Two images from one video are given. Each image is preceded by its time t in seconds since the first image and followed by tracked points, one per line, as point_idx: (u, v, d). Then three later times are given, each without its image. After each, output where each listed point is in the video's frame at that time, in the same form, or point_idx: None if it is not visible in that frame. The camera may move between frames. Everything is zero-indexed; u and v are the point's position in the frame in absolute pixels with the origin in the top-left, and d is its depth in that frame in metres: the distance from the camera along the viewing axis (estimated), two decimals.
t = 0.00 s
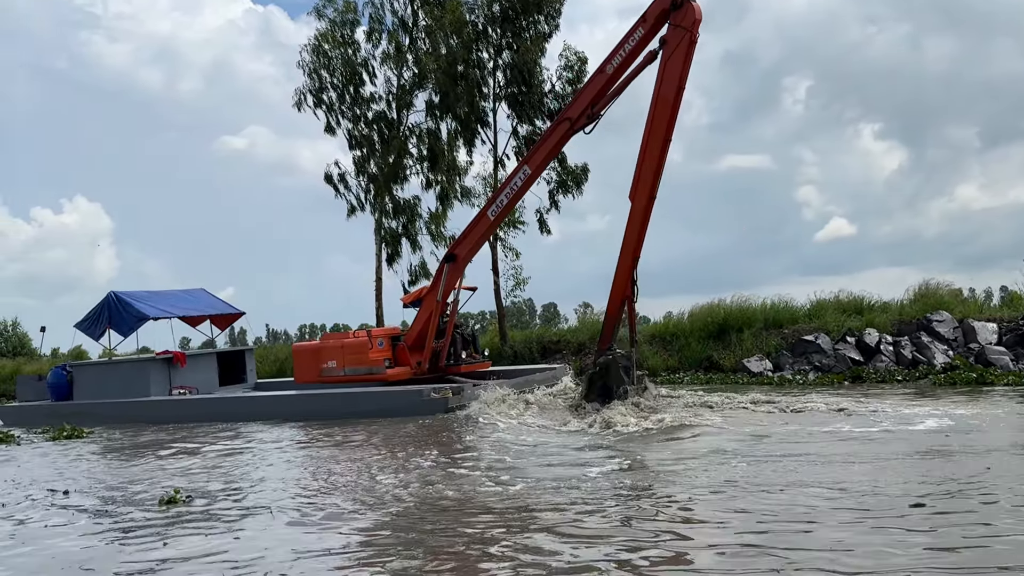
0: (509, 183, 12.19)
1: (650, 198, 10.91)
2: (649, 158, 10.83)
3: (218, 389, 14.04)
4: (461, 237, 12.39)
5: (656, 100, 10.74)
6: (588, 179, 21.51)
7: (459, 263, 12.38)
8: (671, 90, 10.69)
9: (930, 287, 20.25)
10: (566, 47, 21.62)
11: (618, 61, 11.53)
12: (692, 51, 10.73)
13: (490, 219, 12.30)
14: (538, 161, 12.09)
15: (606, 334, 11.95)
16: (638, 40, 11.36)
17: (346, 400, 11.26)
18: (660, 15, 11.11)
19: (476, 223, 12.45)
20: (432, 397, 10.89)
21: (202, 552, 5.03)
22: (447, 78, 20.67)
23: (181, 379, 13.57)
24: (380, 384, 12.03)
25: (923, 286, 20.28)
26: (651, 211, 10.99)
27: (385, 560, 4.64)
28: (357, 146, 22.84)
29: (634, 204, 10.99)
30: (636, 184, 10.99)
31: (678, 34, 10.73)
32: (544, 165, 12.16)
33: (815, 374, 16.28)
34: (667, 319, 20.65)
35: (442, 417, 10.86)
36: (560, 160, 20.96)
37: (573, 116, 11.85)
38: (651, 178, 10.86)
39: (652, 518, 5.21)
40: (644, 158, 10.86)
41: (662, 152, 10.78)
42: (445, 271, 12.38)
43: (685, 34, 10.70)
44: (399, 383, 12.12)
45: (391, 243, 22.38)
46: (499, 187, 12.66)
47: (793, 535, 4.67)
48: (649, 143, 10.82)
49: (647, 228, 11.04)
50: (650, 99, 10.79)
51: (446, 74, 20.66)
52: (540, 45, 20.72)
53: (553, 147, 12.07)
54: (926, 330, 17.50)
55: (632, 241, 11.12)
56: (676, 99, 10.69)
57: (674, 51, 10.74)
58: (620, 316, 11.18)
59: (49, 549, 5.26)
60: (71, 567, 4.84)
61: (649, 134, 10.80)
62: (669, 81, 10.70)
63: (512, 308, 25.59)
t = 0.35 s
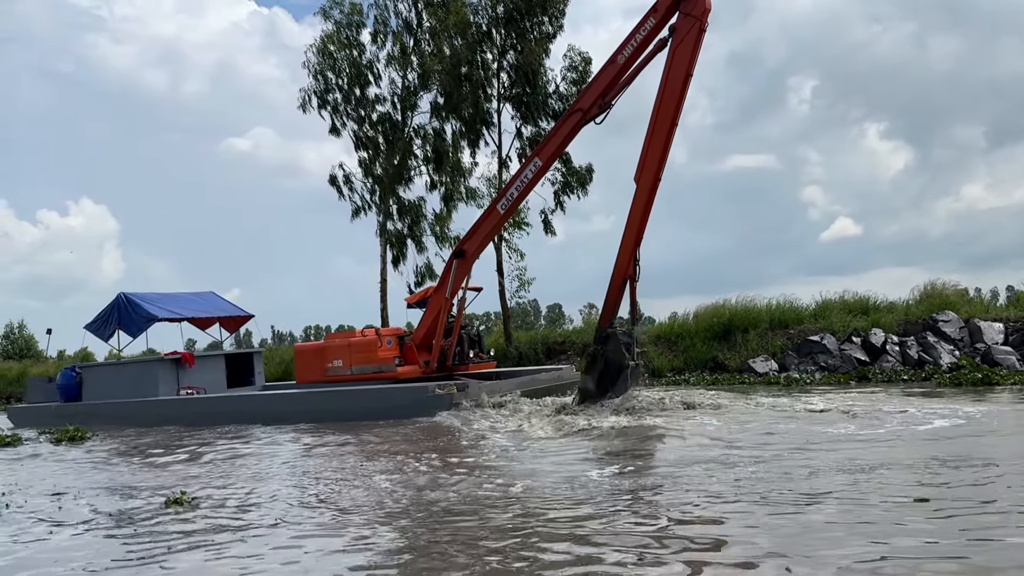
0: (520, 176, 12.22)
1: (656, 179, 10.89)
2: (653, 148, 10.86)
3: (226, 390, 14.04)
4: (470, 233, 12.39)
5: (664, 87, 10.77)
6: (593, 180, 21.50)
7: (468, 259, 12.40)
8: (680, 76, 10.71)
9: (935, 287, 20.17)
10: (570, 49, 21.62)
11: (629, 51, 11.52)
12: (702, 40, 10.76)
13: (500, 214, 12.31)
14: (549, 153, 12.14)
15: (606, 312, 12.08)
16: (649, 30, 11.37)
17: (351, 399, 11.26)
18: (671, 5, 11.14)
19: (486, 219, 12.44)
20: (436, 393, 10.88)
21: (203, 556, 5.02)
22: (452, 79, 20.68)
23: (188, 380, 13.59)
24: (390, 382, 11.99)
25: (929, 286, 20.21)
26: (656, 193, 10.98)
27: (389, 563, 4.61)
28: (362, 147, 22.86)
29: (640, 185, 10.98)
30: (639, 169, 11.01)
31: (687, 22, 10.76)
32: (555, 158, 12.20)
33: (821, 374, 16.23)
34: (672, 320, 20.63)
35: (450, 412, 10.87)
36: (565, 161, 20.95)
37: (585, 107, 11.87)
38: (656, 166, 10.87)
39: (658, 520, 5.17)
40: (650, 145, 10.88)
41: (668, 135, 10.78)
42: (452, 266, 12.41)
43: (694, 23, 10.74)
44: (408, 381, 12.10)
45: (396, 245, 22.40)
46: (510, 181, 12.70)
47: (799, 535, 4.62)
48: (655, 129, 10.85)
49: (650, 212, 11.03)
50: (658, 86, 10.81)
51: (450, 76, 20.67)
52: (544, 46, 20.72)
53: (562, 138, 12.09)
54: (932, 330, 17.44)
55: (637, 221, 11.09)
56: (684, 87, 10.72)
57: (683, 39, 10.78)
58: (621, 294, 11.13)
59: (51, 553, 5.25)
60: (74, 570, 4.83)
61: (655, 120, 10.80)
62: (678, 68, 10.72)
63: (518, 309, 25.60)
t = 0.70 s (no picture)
0: (529, 169, 12.32)
1: (664, 166, 10.89)
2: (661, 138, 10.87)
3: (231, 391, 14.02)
4: (477, 227, 12.44)
5: (672, 79, 10.79)
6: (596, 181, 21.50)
7: (475, 253, 12.41)
8: (687, 69, 10.72)
9: (938, 288, 20.13)
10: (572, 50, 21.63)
11: (639, 46, 11.55)
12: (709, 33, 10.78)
13: (508, 208, 12.41)
14: (558, 148, 12.24)
15: (613, 297, 12.02)
16: (657, 26, 11.40)
17: (353, 396, 11.20)
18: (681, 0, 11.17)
19: (493, 213, 12.48)
20: (438, 388, 10.70)
21: (204, 559, 5.02)
22: (454, 81, 20.68)
23: (194, 380, 13.58)
24: (399, 379, 11.75)
25: (932, 286, 20.16)
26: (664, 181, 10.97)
27: (389, 566, 4.61)
28: (365, 149, 22.87)
29: (648, 173, 10.98)
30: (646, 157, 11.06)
31: (694, 17, 10.79)
32: (564, 153, 12.30)
33: (825, 375, 16.18)
34: (675, 322, 20.61)
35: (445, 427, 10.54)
36: (567, 163, 20.94)
37: (594, 101, 11.92)
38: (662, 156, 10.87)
39: (660, 522, 5.15)
40: (657, 136, 10.89)
41: (676, 126, 10.79)
42: (459, 261, 12.44)
43: (701, 17, 10.77)
44: (416, 379, 11.91)
45: (399, 246, 22.41)
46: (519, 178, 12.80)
47: (800, 535, 4.60)
48: (663, 118, 10.86)
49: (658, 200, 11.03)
50: (666, 78, 10.83)
51: (452, 78, 20.67)
52: (547, 48, 20.73)
53: (573, 130, 12.16)
54: (936, 331, 17.38)
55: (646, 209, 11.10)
56: (692, 78, 10.74)
57: (690, 34, 10.81)
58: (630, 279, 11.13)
59: (51, 556, 5.25)
60: (73, 573, 4.83)
61: (663, 110, 10.82)
62: (685, 61, 10.72)
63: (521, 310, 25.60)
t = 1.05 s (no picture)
0: (534, 167, 12.35)
1: (672, 160, 10.88)
2: (668, 136, 10.87)
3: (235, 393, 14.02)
4: (481, 225, 12.46)
5: (678, 75, 10.80)
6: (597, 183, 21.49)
7: (480, 251, 12.44)
8: (692, 65, 10.74)
9: (940, 289, 20.09)
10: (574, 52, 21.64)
11: (642, 45, 11.56)
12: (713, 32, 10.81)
13: (513, 205, 12.45)
14: (562, 146, 12.27)
15: (627, 288, 11.99)
16: (660, 26, 11.41)
17: (354, 395, 11.13)
18: None
19: (498, 211, 12.50)
20: (438, 386, 10.50)
21: (203, 564, 4.99)
22: (455, 83, 20.66)
23: (198, 382, 13.58)
24: (409, 377, 11.66)
25: (934, 288, 20.13)
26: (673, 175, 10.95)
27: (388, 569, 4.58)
28: (367, 152, 22.88)
29: (657, 168, 10.97)
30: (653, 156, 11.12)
31: (698, 16, 10.82)
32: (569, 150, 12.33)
33: (826, 376, 16.16)
34: (677, 323, 20.58)
35: (439, 428, 10.46)
36: (568, 165, 20.94)
37: (599, 98, 11.95)
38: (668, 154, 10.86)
39: (662, 523, 5.12)
40: (664, 132, 10.89)
41: (683, 121, 10.79)
42: (464, 259, 12.43)
43: (705, 16, 10.80)
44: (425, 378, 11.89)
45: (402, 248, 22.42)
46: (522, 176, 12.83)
47: (802, 537, 4.57)
48: (670, 114, 10.86)
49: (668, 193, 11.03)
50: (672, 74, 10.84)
51: (453, 79, 20.66)
52: (548, 50, 20.73)
53: (579, 127, 12.19)
54: (937, 332, 17.36)
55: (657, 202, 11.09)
56: (697, 75, 10.75)
57: (693, 33, 10.82)
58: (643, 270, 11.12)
59: (50, 560, 5.23)
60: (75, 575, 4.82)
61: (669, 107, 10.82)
62: (690, 59, 10.74)
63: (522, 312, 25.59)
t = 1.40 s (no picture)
0: (536, 168, 12.35)
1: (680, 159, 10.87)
2: (674, 139, 10.87)
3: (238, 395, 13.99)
4: (483, 226, 12.46)
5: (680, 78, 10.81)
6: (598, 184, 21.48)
7: (482, 251, 12.44)
8: (692, 68, 10.75)
9: (941, 290, 20.06)
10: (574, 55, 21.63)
11: (642, 50, 11.57)
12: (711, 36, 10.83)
13: (516, 206, 12.44)
14: (565, 146, 12.27)
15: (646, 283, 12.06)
16: (658, 32, 11.41)
17: (350, 396, 11.16)
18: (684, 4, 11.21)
19: (501, 211, 12.49)
20: (438, 389, 10.78)
21: (202, 567, 4.97)
22: (456, 85, 20.65)
23: (200, 384, 13.57)
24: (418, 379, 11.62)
25: (935, 289, 20.11)
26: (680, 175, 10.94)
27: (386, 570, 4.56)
28: (369, 154, 22.87)
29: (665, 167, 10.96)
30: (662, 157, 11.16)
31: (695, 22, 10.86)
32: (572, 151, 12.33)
33: (827, 377, 16.15)
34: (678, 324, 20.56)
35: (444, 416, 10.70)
36: (569, 166, 20.93)
37: (601, 100, 11.97)
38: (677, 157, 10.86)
39: (662, 526, 5.08)
40: (670, 133, 10.89)
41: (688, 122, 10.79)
42: (468, 261, 12.43)
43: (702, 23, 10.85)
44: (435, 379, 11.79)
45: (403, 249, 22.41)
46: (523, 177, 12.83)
47: (802, 538, 4.54)
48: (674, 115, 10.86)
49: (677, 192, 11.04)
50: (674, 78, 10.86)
51: (454, 81, 20.65)
52: (549, 52, 20.72)
53: (582, 129, 12.23)
54: (939, 333, 17.33)
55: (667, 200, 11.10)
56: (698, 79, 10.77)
57: (691, 40, 10.87)
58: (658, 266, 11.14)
59: (48, 564, 5.21)
60: None
61: (673, 110, 10.81)
62: (691, 62, 10.75)
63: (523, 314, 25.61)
